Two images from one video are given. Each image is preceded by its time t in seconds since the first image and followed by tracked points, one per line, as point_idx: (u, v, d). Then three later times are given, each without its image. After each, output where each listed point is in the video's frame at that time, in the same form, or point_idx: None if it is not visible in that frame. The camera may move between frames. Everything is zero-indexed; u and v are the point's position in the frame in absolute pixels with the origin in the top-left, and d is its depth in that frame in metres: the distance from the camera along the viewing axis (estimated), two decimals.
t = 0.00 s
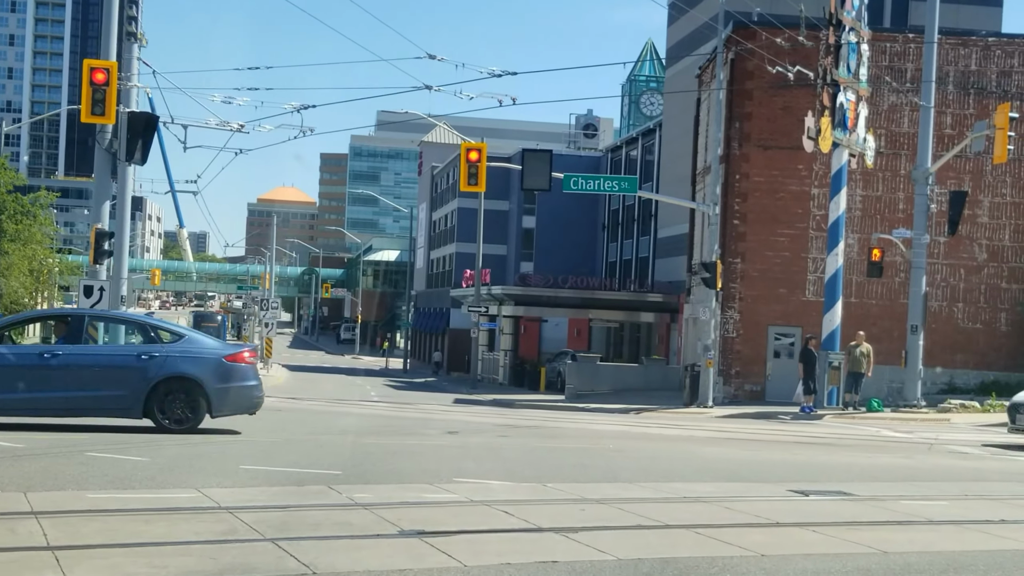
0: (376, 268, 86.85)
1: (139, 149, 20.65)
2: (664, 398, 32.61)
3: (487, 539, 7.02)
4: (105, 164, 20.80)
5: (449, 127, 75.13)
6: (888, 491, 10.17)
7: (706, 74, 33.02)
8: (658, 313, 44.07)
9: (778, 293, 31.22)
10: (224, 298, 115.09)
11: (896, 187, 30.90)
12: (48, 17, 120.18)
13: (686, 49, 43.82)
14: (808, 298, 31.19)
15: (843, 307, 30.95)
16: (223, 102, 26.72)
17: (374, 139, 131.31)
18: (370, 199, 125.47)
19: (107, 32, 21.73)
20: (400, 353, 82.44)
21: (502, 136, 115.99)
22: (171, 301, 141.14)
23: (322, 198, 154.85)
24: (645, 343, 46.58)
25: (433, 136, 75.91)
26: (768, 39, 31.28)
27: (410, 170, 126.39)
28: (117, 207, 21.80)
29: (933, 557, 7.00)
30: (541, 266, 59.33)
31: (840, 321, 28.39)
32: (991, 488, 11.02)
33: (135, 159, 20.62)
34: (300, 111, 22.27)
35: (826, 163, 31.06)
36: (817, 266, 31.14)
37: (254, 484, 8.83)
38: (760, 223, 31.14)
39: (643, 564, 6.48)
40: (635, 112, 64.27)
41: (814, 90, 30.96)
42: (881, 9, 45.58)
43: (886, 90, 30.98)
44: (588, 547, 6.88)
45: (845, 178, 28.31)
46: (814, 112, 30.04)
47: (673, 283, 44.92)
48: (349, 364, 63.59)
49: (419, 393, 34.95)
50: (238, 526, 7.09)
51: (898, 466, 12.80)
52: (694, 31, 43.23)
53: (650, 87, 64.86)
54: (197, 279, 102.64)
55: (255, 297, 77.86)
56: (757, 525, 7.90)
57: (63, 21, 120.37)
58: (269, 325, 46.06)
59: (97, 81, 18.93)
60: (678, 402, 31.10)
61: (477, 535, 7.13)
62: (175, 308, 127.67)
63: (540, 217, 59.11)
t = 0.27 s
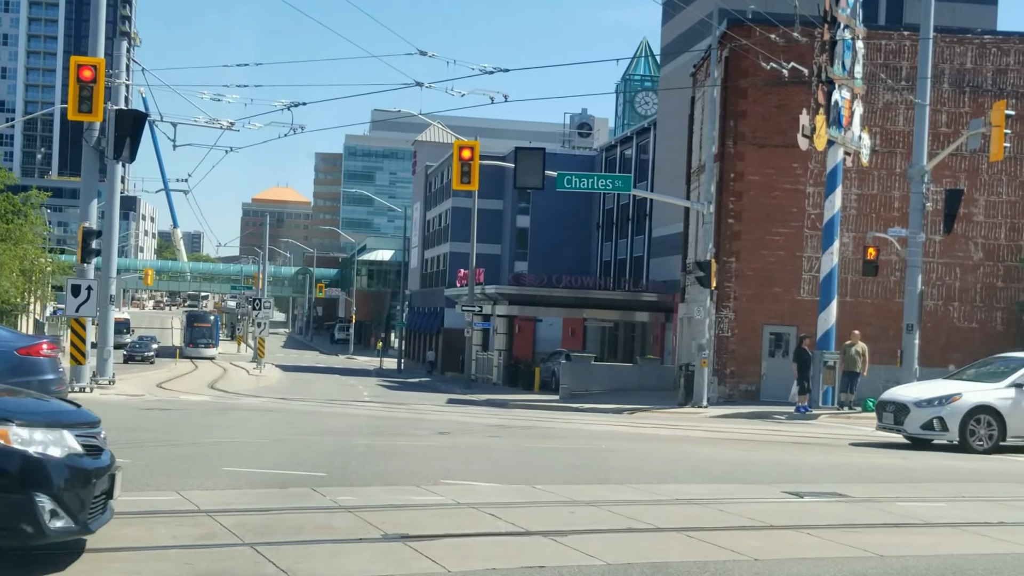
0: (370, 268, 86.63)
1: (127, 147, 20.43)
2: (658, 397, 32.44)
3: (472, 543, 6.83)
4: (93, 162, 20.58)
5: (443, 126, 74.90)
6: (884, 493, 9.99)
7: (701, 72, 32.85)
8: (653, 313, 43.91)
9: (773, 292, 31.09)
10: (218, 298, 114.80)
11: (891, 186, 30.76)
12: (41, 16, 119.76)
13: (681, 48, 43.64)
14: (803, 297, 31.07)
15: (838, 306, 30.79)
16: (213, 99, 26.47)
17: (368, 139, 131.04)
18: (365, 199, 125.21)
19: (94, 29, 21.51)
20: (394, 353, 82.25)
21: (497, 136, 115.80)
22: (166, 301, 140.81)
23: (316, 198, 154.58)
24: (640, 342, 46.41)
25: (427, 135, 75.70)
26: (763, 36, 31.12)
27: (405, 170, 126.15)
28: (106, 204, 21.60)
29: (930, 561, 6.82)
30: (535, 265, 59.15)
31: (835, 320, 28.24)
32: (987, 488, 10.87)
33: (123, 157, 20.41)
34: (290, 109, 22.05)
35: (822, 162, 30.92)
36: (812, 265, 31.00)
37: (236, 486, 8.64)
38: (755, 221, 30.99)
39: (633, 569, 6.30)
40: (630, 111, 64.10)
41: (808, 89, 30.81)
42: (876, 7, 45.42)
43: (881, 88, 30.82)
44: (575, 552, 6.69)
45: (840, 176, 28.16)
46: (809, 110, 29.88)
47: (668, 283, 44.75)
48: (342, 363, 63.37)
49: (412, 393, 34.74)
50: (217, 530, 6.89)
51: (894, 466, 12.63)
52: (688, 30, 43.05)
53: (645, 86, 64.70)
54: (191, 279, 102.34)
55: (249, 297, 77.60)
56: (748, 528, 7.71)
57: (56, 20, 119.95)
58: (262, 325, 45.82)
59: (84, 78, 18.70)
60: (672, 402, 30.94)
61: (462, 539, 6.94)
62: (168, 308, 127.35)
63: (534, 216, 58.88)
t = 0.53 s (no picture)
0: (342, 268, 86.23)
1: (90, 143, 20.08)
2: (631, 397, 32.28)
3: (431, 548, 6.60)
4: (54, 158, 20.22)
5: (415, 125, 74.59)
6: (856, 494, 9.81)
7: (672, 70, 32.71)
8: (626, 311, 43.77)
9: (745, 291, 30.98)
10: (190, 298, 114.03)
11: (863, 184, 30.73)
12: (10, 15, 118.72)
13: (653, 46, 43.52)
14: (775, 295, 30.99)
15: (810, 305, 30.70)
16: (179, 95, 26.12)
17: (341, 138, 130.49)
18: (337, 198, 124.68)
19: (56, 24, 21.15)
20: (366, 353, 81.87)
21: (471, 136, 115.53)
22: (137, 301, 139.84)
23: (288, 197, 153.92)
24: (613, 341, 46.25)
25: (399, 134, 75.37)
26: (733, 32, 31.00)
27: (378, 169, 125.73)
28: (70, 201, 21.24)
29: (903, 565, 6.63)
30: (508, 264, 58.94)
31: (808, 319, 28.13)
32: (961, 488, 10.72)
33: (85, 154, 20.06)
34: (255, 105, 21.74)
35: (794, 160, 30.84)
36: (784, 263, 30.91)
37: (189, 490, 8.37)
38: (727, 219, 30.87)
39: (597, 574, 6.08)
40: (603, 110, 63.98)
41: (780, 86, 30.72)
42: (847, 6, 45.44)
43: (853, 86, 30.75)
44: (539, 556, 6.47)
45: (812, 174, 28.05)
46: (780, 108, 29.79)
47: (641, 282, 44.61)
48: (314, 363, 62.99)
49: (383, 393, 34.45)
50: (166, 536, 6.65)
51: (866, 466, 12.46)
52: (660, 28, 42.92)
53: (617, 85, 64.59)
54: (162, 279, 101.63)
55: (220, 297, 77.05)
56: (718, 531, 7.51)
57: (25, 19, 118.94)
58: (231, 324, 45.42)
59: (45, 73, 18.35)
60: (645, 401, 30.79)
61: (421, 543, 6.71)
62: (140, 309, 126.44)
63: (506, 214, 58.65)
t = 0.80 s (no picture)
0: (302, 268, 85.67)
1: (36, 140, 19.67)
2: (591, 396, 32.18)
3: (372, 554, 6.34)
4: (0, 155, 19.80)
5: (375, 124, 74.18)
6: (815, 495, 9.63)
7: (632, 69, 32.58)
8: (586, 311, 43.63)
9: (706, 290, 30.85)
10: (147, 299, 112.98)
11: (822, 183, 30.70)
12: None
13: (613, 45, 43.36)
14: (735, 294, 30.88)
15: (770, 304, 30.62)
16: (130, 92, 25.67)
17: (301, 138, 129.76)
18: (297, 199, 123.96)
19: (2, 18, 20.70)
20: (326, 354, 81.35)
21: (432, 136, 115.16)
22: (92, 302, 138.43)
23: (248, 197, 153.00)
24: (574, 341, 46.10)
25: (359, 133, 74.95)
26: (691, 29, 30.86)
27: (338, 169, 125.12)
28: (17, 200, 20.80)
29: (862, 570, 6.42)
30: (468, 264, 58.70)
31: (768, 318, 28.09)
32: (926, 490, 10.46)
33: (32, 150, 19.65)
34: (208, 101, 21.36)
35: (753, 159, 30.80)
36: (744, 262, 30.84)
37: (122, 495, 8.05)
38: (687, 218, 30.73)
39: None
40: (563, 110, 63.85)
41: (740, 85, 30.62)
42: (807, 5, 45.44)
43: (812, 86, 30.71)
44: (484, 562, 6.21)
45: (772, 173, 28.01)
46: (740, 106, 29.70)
47: (601, 281, 44.47)
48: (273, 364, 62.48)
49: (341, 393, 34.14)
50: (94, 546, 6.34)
51: (827, 466, 12.30)
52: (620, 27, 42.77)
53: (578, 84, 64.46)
54: (119, 279, 100.64)
55: (178, 297, 76.32)
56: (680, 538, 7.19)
57: None
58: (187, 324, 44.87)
59: None
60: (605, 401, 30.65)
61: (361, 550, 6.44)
62: (96, 310, 125.15)
63: (466, 214, 58.18)
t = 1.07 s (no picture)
0: (257, 269, 84.97)
1: None
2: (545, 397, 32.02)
3: (299, 565, 6.16)
4: None
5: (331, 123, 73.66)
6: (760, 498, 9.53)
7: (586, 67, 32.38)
8: (542, 311, 43.43)
9: (662, 290, 30.63)
10: (100, 300, 111.73)
11: (777, 183, 30.63)
12: None
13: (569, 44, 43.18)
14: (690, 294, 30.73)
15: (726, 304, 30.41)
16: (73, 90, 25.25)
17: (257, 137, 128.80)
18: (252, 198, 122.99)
19: None
20: (281, 355, 80.74)
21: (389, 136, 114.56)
22: (44, 305, 136.82)
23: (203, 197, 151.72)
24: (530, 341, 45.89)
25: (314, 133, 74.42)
26: (644, 26, 30.61)
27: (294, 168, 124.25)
28: None
29: None
30: (424, 264, 58.36)
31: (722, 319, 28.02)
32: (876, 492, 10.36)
33: None
34: (154, 98, 20.99)
35: (708, 158, 30.68)
36: (699, 262, 30.69)
37: (46, 503, 7.81)
38: (642, 217, 30.54)
39: None
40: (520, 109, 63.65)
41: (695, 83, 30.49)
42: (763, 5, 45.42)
43: (767, 85, 30.61)
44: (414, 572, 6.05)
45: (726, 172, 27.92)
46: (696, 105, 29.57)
47: (556, 281, 44.29)
48: (227, 365, 61.92)
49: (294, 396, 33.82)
50: (10, 557, 6.13)
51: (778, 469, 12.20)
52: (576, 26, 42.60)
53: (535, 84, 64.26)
54: (71, 280, 99.47)
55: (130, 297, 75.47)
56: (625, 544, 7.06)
57: None
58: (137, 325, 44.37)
59: None
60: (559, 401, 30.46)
61: (289, 561, 6.26)
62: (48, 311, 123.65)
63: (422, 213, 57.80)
